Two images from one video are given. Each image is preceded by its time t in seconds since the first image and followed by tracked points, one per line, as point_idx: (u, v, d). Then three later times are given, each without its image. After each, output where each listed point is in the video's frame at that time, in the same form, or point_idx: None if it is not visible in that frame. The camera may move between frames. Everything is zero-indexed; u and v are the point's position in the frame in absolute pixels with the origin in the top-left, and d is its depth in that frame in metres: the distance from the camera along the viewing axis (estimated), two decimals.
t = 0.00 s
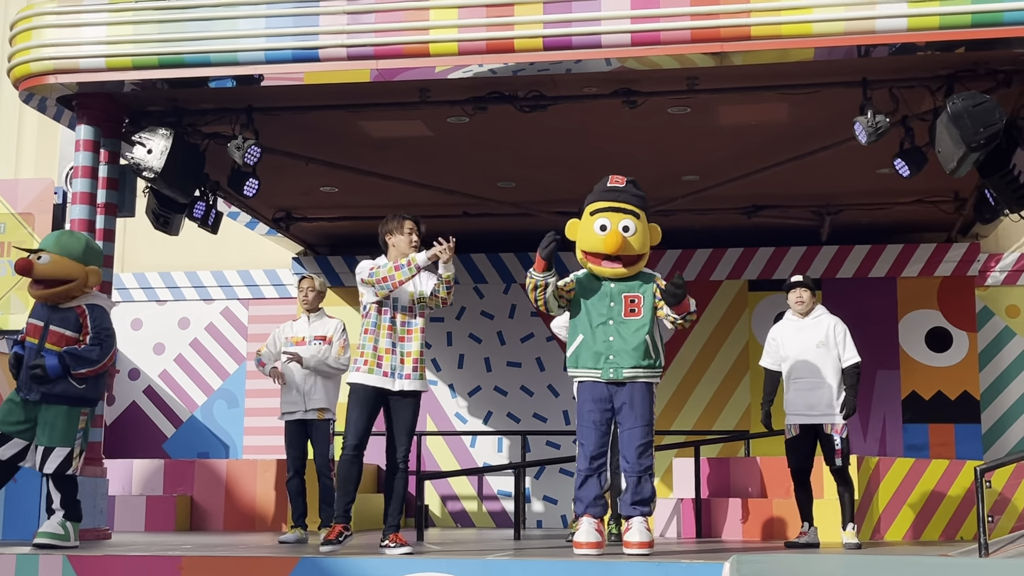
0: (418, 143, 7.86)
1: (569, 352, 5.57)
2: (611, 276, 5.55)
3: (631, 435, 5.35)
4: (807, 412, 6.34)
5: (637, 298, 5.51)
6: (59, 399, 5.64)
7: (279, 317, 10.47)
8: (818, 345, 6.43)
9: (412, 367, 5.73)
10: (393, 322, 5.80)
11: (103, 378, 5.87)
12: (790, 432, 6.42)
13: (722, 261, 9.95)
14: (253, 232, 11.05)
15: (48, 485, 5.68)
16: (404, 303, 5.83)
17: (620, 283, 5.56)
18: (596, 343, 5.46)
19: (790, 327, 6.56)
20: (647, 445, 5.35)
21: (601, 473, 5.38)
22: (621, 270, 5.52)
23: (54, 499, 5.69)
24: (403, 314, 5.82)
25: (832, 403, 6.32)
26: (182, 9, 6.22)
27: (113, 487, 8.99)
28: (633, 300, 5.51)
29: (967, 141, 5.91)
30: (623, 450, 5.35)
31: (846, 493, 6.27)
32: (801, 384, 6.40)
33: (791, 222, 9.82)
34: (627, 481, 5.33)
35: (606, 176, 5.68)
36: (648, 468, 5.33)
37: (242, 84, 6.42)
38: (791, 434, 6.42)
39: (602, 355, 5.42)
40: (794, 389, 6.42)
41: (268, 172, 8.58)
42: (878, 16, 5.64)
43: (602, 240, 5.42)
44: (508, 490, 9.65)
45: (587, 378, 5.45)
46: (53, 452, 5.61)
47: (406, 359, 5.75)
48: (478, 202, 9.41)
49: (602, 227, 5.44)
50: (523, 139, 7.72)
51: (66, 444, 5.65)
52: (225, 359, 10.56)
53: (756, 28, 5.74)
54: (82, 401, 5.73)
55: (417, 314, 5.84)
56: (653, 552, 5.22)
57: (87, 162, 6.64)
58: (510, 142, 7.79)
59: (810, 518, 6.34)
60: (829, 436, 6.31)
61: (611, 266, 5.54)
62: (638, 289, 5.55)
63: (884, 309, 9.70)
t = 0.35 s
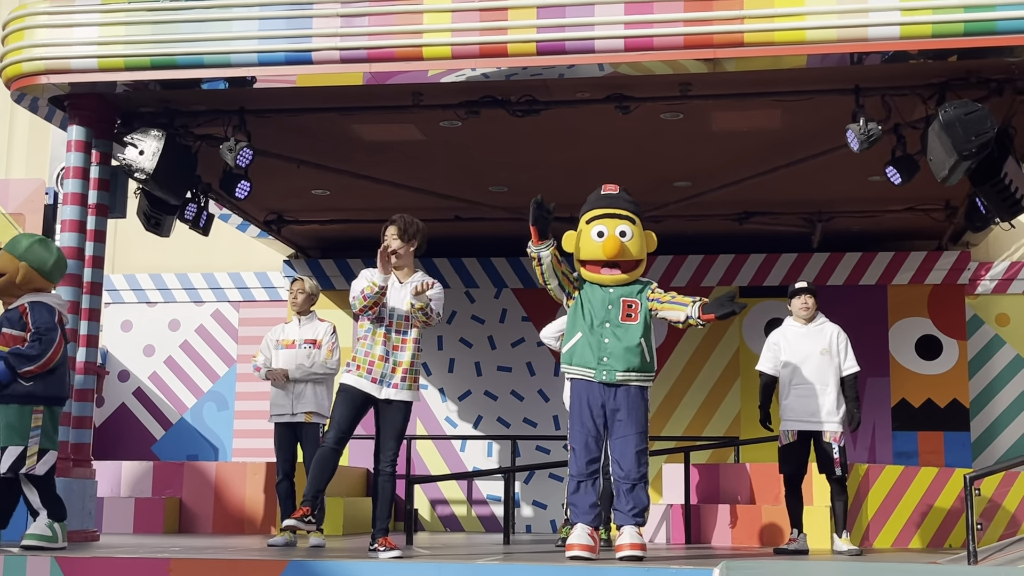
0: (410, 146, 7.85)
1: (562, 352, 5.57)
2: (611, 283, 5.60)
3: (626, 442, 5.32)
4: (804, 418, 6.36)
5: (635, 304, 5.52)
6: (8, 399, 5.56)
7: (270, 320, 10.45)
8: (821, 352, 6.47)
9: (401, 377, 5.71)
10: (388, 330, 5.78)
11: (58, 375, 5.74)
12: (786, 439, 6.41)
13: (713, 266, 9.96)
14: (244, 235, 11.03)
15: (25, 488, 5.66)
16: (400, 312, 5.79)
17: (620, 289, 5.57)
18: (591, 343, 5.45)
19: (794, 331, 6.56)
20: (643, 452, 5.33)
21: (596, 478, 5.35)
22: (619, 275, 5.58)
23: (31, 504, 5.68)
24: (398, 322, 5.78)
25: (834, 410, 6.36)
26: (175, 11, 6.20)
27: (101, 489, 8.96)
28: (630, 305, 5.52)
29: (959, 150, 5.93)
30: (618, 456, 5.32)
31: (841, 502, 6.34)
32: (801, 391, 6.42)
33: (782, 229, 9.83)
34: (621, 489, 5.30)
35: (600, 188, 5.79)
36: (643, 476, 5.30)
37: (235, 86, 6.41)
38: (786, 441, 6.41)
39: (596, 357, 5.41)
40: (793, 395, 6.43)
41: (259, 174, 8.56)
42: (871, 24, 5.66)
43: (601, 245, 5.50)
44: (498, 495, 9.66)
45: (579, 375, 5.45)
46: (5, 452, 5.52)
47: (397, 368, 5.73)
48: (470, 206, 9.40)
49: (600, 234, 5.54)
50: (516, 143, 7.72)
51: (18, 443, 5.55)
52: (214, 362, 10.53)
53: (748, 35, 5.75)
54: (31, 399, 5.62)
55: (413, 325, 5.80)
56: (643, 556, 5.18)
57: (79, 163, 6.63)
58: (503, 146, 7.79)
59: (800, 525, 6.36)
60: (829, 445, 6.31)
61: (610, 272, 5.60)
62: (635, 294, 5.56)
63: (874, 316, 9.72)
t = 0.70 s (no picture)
0: (404, 151, 7.85)
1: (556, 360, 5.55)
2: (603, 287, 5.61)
3: (617, 451, 5.32)
4: (814, 426, 6.32)
5: (630, 315, 5.52)
6: None
7: (262, 323, 10.43)
8: (837, 362, 6.44)
9: (366, 381, 5.67)
10: (360, 336, 5.86)
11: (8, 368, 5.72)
12: (794, 445, 6.38)
13: (706, 273, 9.97)
14: (237, 237, 11.01)
15: None
16: (371, 317, 5.85)
17: (615, 297, 5.57)
18: (585, 354, 5.44)
19: (810, 340, 6.51)
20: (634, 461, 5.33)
21: (585, 485, 5.34)
22: (614, 279, 5.58)
23: None
24: (368, 328, 5.84)
25: (845, 421, 6.32)
26: (169, 12, 6.20)
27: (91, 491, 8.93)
28: (625, 316, 5.51)
29: (951, 160, 5.95)
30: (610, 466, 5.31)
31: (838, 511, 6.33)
32: (817, 398, 6.36)
33: (775, 236, 9.85)
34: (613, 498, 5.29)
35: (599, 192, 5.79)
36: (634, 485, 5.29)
37: (229, 89, 6.40)
38: (795, 447, 6.38)
39: (590, 367, 5.40)
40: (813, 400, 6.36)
41: (253, 177, 8.55)
42: (865, 33, 5.68)
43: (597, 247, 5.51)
44: (488, 500, 9.61)
45: (573, 387, 5.43)
46: None
47: (364, 373, 5.71)
48: (464, 211, 9.40)
49: (596, 235, 5.55)
50: (510, 149, 7.72)
51: None
52: (206, 364, 10.51)
53: (743, 43, 5.77)
54: None
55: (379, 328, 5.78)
56: (634, 562, 5.22)
57: (71, 164, 6.62)
58: (497, 152, 7.80)
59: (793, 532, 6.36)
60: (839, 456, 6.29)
61: (605, 275, 5.61)
62: (631, 305, 5.56)
63: (866, 324, 9.74)
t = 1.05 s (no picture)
0: (402, 155, 7.85)
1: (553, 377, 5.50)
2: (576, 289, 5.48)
3: (613, 458, 5.17)
4: (812, 434, 6.32)
5: (609, 321, 5.34)
6: None
7: (259, 325, 10.42)
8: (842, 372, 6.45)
9: (335, 391, 5.66)
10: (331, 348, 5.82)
11: None
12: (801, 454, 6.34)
13: (704, 280, 9.97)
14: (234, 240, 11.01)
15: None
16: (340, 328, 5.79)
17: (594, 306, 5.41)
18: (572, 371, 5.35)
19: (816, 346, 6.48)
20: (631, 468, 5.17)
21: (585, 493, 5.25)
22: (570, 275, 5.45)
23: None
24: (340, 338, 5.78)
25: (848, 429, 6.33)
26: (169, 14, 6.20)
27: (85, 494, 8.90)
28: (603, 323, 5.34)
29: (949, 169, 5.95)
30: (607, 473, 5.18)
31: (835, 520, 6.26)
32: (821, 406, 6.36)
33: (773, 244, 9.85)
34: (611, 504, 5.17)
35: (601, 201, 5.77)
36: (632, 492, 5.15)
37: (228, 91, 6.39)
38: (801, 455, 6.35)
39: (578, 382, 5.30)
40: (814, 409, 6.37)
41: (251, 180, 8.55)
42: (864, 41, 5.69)
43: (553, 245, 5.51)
44: (484, 505, 9.63)
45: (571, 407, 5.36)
46: None
47: (334, 383, 5.69)
48: (461, 215, 9.40)
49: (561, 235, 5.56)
50: (509, 154, 7.72)
51: None
52: (202, 367, 10.50)
53: (742, 50, 5.77)
54: None
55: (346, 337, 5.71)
56: (629, 568, 5.13)
57: (70, 165, 6.62)
58: (496, 157, 7.80)
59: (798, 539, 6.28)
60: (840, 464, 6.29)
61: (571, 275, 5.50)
62: (610, 309, 5.36)
63: (863, 333, 9.73)
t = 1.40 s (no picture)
0: (407, 159, 7.86)
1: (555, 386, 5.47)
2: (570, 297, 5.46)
3: (611, 461, 5.08)
4: (814, 440, 6.31)
5: (593, 324, 5.25)
6: None
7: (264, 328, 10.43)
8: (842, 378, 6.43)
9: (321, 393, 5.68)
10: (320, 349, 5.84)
11: None
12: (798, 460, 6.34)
13: (709, 285, 9.96)
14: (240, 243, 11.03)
15: None
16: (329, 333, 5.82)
17: (579, 311, 5.34)
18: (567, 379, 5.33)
19: (819, 353, 6.49)
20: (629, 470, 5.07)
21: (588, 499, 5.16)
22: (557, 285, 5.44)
23: None
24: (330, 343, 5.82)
25: (848, 436, 6.32)
26: (176, 18, 6.22)
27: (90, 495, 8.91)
28: (589, 327, 5.26)
29: (955, 175, 5.95)
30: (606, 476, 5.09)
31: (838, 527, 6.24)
32: (820, 413, 6.35)
33: (778, 249, 9.84)
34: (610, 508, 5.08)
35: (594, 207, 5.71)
36: (632, 495, 5.04)
37: (235, 95, 6.40)
38: (799, 461, 6.34)
39: (572, 389, 5.27)
40: (812, 415, 6.37)
41: (257, 183, 8.57)
42: (870, 48, 5.69)
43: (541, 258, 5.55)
44: (488, 509, 9.63)
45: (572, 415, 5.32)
46: None
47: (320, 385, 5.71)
48: (466, 220, 9.41)
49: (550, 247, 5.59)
50: (515, 158, 7.73)
51: None
52: (207, 370, 10.52)
53: (749, 56, 5.77)
54: None
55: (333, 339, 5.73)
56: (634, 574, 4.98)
57: (76, 167, 6.63)
58: (502, 161, 7.81)
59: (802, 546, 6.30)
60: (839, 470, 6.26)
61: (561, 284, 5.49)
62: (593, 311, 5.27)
63: (868, 339, 9.72)
